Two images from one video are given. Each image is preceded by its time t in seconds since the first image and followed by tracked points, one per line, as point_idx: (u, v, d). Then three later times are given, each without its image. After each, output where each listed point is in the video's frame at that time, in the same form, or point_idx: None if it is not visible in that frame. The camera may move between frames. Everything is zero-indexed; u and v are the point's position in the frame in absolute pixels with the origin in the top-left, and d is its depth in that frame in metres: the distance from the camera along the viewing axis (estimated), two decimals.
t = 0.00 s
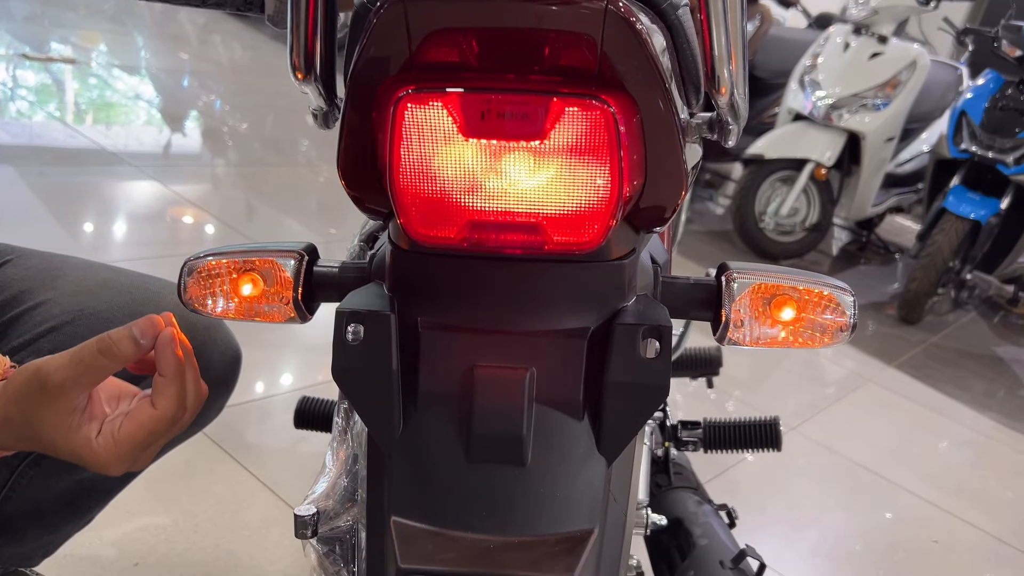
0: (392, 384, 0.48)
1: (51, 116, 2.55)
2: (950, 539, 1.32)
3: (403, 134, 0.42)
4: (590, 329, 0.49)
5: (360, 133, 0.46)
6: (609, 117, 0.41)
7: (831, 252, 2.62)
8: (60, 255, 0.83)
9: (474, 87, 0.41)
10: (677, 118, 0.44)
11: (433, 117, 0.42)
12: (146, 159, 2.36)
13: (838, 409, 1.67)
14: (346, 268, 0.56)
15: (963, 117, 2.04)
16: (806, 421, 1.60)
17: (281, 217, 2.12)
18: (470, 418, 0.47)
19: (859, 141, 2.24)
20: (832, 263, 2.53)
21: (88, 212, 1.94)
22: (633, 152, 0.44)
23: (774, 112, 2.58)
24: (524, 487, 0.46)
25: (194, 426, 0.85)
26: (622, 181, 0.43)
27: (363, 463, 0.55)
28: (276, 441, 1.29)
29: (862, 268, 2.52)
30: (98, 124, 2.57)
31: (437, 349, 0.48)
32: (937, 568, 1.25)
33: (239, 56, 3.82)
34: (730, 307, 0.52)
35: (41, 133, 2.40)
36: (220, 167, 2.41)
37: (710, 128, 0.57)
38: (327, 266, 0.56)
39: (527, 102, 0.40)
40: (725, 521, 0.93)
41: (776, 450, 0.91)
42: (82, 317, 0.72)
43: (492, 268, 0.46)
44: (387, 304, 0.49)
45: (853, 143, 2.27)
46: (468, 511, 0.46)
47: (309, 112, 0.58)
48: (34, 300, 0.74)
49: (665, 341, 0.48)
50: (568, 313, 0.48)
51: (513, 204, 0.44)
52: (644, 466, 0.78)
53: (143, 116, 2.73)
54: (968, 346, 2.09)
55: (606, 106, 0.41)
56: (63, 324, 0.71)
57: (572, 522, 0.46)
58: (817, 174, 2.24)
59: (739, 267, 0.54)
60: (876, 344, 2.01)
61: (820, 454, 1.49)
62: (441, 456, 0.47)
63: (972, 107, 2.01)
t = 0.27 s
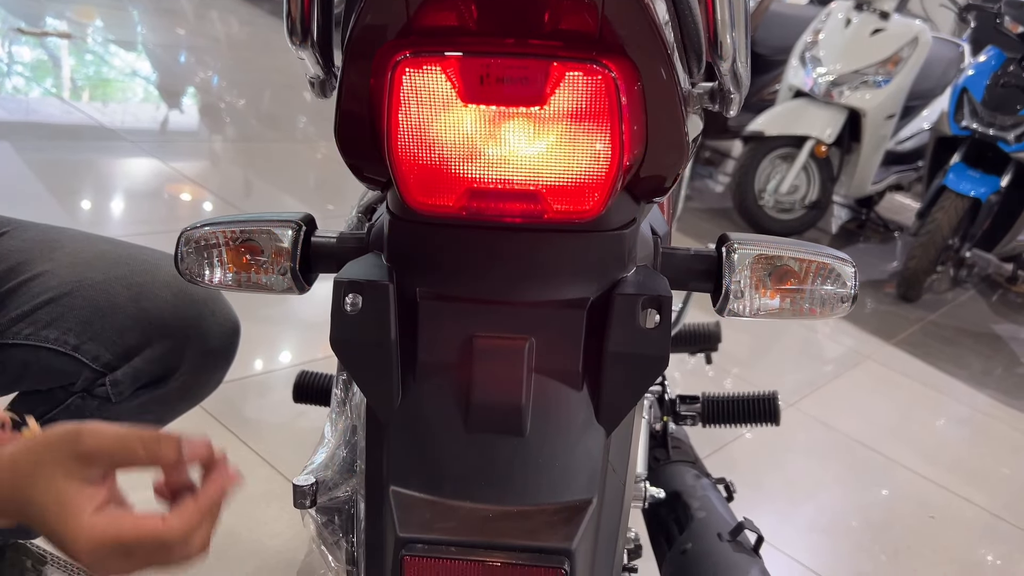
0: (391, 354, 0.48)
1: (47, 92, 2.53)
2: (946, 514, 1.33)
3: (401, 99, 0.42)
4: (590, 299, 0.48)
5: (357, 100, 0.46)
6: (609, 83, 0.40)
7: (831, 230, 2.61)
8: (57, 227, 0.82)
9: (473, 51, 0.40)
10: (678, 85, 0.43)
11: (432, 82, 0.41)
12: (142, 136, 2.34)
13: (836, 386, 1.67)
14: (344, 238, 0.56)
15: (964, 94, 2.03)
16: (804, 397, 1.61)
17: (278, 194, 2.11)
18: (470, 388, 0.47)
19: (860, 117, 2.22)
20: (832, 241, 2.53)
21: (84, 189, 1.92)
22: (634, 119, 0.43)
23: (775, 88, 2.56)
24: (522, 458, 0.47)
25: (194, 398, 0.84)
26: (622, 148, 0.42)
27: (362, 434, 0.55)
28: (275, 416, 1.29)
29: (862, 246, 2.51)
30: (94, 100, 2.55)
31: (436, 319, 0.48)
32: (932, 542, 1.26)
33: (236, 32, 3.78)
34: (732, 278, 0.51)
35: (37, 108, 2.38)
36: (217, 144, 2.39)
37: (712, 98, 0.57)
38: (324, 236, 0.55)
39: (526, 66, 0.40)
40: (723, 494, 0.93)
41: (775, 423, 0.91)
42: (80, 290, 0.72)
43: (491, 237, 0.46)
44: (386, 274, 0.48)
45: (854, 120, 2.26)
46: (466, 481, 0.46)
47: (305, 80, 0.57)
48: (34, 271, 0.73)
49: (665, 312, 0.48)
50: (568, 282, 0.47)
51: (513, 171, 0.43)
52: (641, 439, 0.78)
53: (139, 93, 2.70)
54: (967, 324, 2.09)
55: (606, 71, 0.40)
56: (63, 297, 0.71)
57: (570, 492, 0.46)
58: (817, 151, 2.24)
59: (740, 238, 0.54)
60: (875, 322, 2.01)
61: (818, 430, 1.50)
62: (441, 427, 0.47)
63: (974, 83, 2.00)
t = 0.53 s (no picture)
0: (388, 325, 0.48)
1: (43, 63, 2.50)
2: (941, 485, 1.35)
3: (397, 71, 0.42)
4: (586, 272, 0.48)
5: (353, 73, 0.46)
6: (605, 55, 0.40)
7: (830, 203, 2.61)
8: (56, 199, 0.82)
9: (469, 22, 0.40)
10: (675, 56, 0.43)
11: (427, 53, 0.41)
12: (139, 107, 2.32)
13: (832, 358, 1.68)
14: (341, 210, 0.56)
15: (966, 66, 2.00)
16: (801, 369, 1.62)
17: (277, 167, 2.10)
18: (467, 360, 0.47)
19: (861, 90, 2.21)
20: (831, 214, 2.52)
21: (82, 161, 1.92)
22: (630, 91, 0.43)
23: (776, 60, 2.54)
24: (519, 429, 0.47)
25: (194, 370, 0.85)
26: (617, 120, 0.42)
27: (359, 405, 0.55)
28: (276, 388, 1.30)
29: (861, 219, 2.51)
30: (90, 71, 2.52)
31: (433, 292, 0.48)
32: (925, 512, 1.28)
33: (233, 2, 3.73)
34: (725, 248, 0.52)
35: (33, 80, 2.36)
36: (215, 116, 2.38)
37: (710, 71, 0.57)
38: (321, 208, 0.56)
39: (522, 37, 0.40)
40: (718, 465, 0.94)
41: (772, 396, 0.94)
42: (79, 261, 0.72)
43: (487, 210, 0.46)
44: (383, 247, 0.49)
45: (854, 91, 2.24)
46: (463, 451, 0.47)
47: (301, 50, 0.57)
48: (34, 242, 0.73)
49: (661, 285, 0.48)
50: (564, 255, 0.48)
51: (509, 143, 0.43)
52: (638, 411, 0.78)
53: (136, 64, 2.68)
54: (964, 297, 2.10)
55: (602, 42, 0.40)
56: (62, 269, 0.71)
57: (566, 461, 0.47)
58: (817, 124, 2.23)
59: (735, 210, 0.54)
60: (873, 295, 2.02)
61: (814, 402, 1.51)
62: (438, 399, 0.48)
63: (975, 55, 1.98)
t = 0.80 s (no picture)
0: (382, 280, 0.49)
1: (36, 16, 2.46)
2: (934, 440, 1.37)
3: (388, 25, 0.42)
4: (578, 227, 0.49)
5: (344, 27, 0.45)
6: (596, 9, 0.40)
7: (830, 158, 2.59)
8: (53, 155, 0.82)
9: None
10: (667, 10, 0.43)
11: (419, 7, 0.41)
12: (134, 61, 2.29)
13: (829, 314, 1.69)
14: (336, 167, 0.56)
15: (969, 20, 1.95)
16: (797, 325, 1.63)
17: (273, 122, 2.09)
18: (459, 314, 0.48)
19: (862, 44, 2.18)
20: (831, 170, 2.51)
21: (78, 116, 1.90)
22: (621, 46, 0.43)
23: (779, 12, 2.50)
24: (511, 382, 0.48)
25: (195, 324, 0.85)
26: (609, 75, 0.42)
27: (354, 359, 0.56)
28: (276, 343, 1.31)
29: (861, 175, 2.50)
30: (84, 24, 2.48)
31: (426, 248, 0.48)
32: (917, 466, 1.30)
33: None
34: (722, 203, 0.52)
35: (26, 34, 2.32)
36: (211, 70, 2.35)
37: (704, 25, 0.57)
38: (316, 165, 0.56)
39: None
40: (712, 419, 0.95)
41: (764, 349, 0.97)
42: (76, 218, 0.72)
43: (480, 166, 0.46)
44: (376, 203, 0.49)
45: (857, 45, 2.21)
46: (456, 404, 0.47)
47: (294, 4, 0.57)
48: (32, 199, 0.73)
49: (652, 240, 0.48)
50: (557, 211, 0.48)
51: (501, 98, 0.43)
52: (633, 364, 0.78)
53: (130, 17, 2.63)
54: (962, 253, 2.10)
55: None
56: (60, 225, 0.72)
57: (558, 413, 0.48)
58: (817, 79, 2.21)
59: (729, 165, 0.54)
60: (871, 251, 2.02)
61: (809, 358, 1.53)
62: (431, 352, 0.49)
63: (979, 10, 1.93)
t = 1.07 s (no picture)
0: (374, 213, 0.49)
1: None
2: (926, 381, 1.39)
3: None
4: (567, 160, 0.49)
5: None
6: None
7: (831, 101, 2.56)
8: (44, 96, 0.82)
9: None
10: None
11: None
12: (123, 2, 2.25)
13: (824, 257, 1.70)
14: (327, 105, 0.57)
15: None
16: (792, 268, 1.64)
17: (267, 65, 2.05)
18: (449, 247, 0.49)
19: None
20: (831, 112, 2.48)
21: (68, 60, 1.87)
22: None
23: None
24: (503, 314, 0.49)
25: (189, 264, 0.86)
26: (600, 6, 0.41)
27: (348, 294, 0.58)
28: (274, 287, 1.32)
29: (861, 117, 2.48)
30: None
31: (417, 182, 0.49)
32: (909, 407, 1.33)
33: None
34: (711, 136, 0.53)
35: None
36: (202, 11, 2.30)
37: None
38: (307, 102, 0.56)
39: None
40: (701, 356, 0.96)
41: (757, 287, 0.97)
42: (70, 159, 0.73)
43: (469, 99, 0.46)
44: (367, 139, 0.49)
45: None
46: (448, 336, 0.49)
47: None
48: (25, 139, 0.73)
49: (640, 174, 0.49)
50: (547, 144, 0.48)
51: (492, 32, 0.42)
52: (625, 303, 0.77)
53: None
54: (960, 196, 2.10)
55: None
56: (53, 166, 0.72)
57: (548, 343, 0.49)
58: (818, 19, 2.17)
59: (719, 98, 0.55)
60: (868, 194, 2.02)
61: (803, 300, 1.54)
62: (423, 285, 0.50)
63: None
